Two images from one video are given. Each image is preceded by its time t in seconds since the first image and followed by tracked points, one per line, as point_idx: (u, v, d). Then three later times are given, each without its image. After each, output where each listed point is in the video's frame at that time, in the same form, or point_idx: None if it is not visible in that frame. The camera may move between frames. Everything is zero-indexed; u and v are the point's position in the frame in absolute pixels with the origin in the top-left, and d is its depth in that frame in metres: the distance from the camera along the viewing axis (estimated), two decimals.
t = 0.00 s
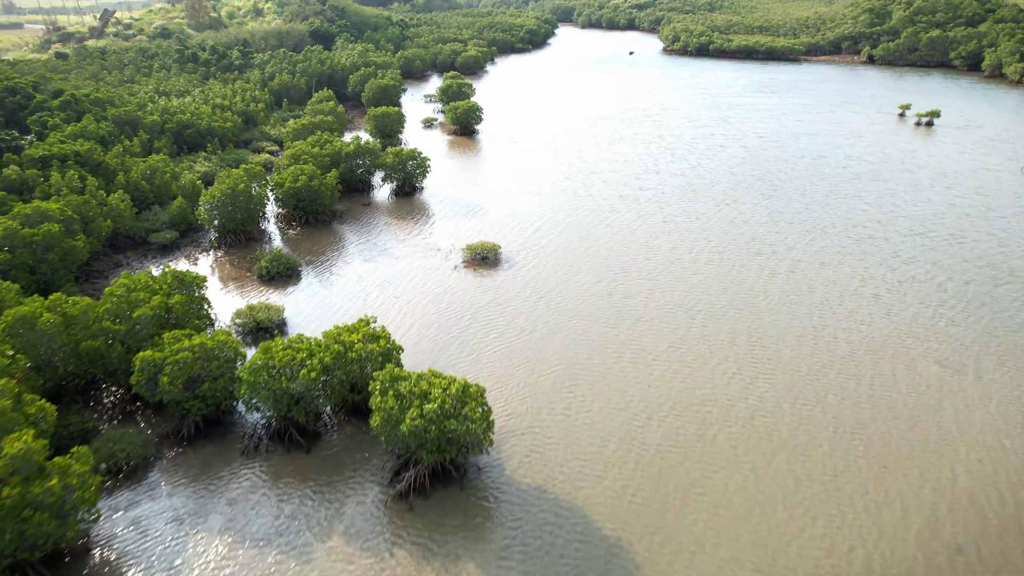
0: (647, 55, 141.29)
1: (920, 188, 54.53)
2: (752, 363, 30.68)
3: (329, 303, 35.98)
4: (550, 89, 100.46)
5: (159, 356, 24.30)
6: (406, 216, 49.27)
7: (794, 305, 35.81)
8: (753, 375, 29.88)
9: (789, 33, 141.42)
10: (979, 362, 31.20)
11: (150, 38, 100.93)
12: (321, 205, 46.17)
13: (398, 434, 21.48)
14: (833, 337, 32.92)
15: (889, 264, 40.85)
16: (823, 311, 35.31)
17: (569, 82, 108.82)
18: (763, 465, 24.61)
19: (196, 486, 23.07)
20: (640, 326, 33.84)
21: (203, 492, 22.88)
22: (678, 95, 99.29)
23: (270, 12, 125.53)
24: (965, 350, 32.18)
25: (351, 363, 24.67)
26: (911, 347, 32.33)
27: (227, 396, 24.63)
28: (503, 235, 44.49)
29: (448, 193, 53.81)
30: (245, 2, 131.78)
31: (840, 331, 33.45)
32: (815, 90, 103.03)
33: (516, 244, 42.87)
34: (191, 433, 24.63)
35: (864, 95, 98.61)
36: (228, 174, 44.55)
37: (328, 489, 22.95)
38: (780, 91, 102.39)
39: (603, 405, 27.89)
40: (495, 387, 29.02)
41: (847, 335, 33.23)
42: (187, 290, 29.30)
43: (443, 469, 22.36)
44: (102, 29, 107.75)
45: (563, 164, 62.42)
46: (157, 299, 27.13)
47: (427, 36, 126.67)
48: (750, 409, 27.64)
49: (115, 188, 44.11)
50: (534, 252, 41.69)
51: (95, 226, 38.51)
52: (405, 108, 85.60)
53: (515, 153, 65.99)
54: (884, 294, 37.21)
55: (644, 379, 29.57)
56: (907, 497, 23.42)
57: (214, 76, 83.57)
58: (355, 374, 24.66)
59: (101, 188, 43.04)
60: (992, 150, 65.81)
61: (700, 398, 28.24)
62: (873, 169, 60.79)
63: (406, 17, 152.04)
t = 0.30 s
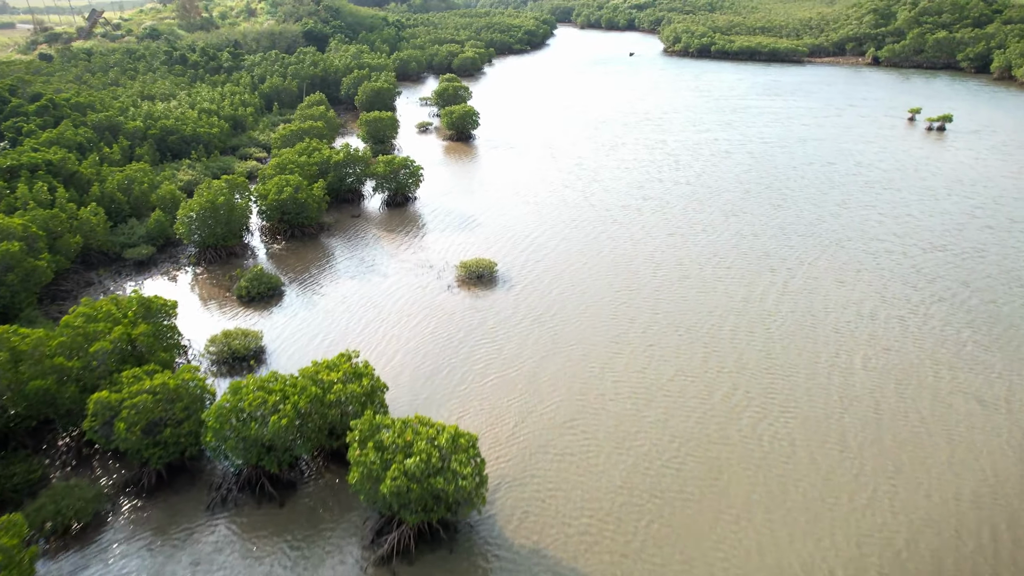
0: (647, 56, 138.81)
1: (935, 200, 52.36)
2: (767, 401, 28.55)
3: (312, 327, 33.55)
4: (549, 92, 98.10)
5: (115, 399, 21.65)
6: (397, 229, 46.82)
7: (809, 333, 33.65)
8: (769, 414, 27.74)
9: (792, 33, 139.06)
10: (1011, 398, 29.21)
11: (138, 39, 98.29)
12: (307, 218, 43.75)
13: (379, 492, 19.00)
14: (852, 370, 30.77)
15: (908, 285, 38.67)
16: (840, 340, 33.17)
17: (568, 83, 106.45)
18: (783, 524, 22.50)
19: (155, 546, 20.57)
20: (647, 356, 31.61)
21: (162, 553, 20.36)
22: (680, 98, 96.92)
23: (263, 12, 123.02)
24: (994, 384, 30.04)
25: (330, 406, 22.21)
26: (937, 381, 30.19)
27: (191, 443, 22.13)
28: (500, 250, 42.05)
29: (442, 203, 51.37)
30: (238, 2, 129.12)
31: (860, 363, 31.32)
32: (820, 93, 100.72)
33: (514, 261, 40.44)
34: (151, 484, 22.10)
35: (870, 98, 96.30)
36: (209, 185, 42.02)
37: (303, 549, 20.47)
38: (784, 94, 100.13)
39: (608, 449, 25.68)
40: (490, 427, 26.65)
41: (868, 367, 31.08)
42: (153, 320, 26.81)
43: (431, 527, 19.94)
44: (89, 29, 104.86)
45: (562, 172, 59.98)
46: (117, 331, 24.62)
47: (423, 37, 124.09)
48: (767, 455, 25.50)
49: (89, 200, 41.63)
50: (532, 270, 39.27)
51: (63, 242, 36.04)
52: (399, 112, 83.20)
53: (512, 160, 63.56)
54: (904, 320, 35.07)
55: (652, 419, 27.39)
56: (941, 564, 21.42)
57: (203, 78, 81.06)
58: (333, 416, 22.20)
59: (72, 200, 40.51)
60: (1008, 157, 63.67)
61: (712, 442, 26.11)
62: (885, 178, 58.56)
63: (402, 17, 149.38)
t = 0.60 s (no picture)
0: (648, 57, 136.35)
1: (953, 211, 50.06)
2: (787, 443, 26.33)
3: (292, 355, 31.03)
4: (548, 94, 95.68)
5: (59, 451, 19.06)
6: (387, 243, 44.32)
7: (828, 363, 31.41)
8: (790, 460, 25.52)
9: (795, 34, 136.61)
10: None
11: (126, 39, 95.67)
12: (291, 232, 41.27)
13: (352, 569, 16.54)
14: (876, 408, 28.56)
15: (931, 306, 36.40)
16: (862, 371, 30.95)
17: (567, 86, 104.07)
18: None
19: None
20: (656, 390, 29.30)
21: None
22: (682, 100, 94.55)
23: (256, 12, 120.50)
24: None
25: (302, 459, 19.77)
26: (967, 420, 28.06)
27: (145, 501, 19.61)
28: (496, 267, 39.57)
29: (435, 214, 48.89)
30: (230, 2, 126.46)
31: (885, 398, 29.11)
32: (825, 95, 98.35)
33: (510, 280, 37.97)
34: (100, 547, 19.60)
35: (876, 101, 93.94)
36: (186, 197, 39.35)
37: None
38: (788, 97, 97.78)
39: (616, 502, 23.38)
40: (480, 477, 24.24)
41: (893, 403, 28.84)
42: (113, 353, 24.38)
43: None
44: (75, 28, 102.13)
45: (562, 180, 57.49)
46: (69, 370, 22.14)
47: (420, 38, 121.60)
48: (790, 509, 23.27)
49: (59, 213, 39.12)
50: (530, 290, 36.83)
51: (27, 260, 33.55)
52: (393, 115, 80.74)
53: (509, 167, 61.05)
54: (929, 348, 32.82)
55: (663, 465, 25.12)
56: None
57: (191, 80, 78.54)
58: (305, 472, 19.73)
59: (40, 214, 37.98)
60: None
61: (728, 493, 23.93)
62: (898, 187, 56.30)
63: (398, 17, 146.79)
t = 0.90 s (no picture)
0: (648, 58, 133.88)
1: (972, 223, 47.78)
2: (812, 491, 24.03)
3: (269, 387, 28.59)
4: (547, 97, 93.26)
5: None
6: (377, 259, 41.84)
7: (851, 396, 29.13)
8: (816, 511, 23.21)
9: (798, 35, 134.15)
10: None
11: (113, 41, 93.12)
12: (274, 247, 38.79)
13: None
14: (907, 449, 26.27)
15: (957, 331, 34.16)
16: (888, 405, 28.67)
17: (566, 88, 101.67)
18: None
19: None
20: (667, 428, 26.98)
21: None
22: (684, 104, 92.17)
23: (248, 13, 118.04)
24: None
25: (266, 527, 17.29)
26: (1005, 462, 25.82)
27: None
28: (492, 287, 37.21)
29: (428, 227, 46.41)
30: (223, 2, 123.95)
31: (915, 438, 26.84)
32: (830, 99, 96.07)
33: (506, 302, 35.61)
34: None
35: (883, 104, 91.69)
36: (161, 212, 36.83)
37: None
38: (793, 100, 95.48)
39: (625, 564, 21.01)
40: (470, 533, 21.87)
41: (924, 443, 26.55)
42: (64, 396, 21.96)
43: None
44: (62, 29, 99.58)
45: (561, 189, 55.09)
46: (9, 419, 19.63)
47: (416, 39, 119.15)
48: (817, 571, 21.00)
49: (25, 228, 36.60)
50: (528, 313, 34.51)
51: None
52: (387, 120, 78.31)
53: (507, 175, 58.65)
54: (959, 378, 30.55)
55: (677, 517, 22.78)
56: None
57: (178, 84, 76.04)
58: (271, 544, 17.26)
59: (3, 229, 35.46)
60: None
61: (749, 551, 21.64)
62: (913, 196, 53.96)
63: (394, 18, 144.37)
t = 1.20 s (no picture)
0: (648, 59, 131.47)
1: (993, 236, 45.49)
2: (839, 548, 21.75)
3: (241, 424, 26.18)
4: (545, 100, 90.92)
5: None
6: (365, 276, 39.43)
7: (875, 432, 26.90)
8: (846, 574, 20.89)
9: (801, 36, 131.87)
10: None
11: (99, 42, 90.57)
12: (255, 266, 36.37)
13: None
14: (940, 497, 24.01)
15: (985, 357, 31.94)
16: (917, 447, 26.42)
17: (565, 90, 99.31)
18: None
19: None
20: (675, 471, 24.71)
21: None
22: (686, 107, 89.83)
23: (240, 13, 115.55)
24: None
25: None
26: None
27: None
28: (486, 309, 34.84)
29: (420, 240, 44.02)
30: (215, 2, 121.32)
31: (949, 484, 24.57)
32: (836, 102, 93.78)
33: (502, 326, 33.23)
34: None
35: (890, 108, 89.43)
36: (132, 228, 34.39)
37: None
38: (797, 103, 93.18)
39: None
40: None
41: (957, 490, 24.33)
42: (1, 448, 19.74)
43: None
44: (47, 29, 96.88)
45: (561, 200, 52.69)
46: None
47: (412, 40, 116.69)
48: None
49: None
50: (525, 338, 32.16)
51: None
52: (381, 124, 75.93)
53: (503, 183, 56.25)
54: (992, 412, 28.26)
55: None
56: None
57: (164, 86, 73.54)
58: None
59: None
60: None
61: None
62: (929, 205, 51.70)
63: (390, 18, 141.78)
